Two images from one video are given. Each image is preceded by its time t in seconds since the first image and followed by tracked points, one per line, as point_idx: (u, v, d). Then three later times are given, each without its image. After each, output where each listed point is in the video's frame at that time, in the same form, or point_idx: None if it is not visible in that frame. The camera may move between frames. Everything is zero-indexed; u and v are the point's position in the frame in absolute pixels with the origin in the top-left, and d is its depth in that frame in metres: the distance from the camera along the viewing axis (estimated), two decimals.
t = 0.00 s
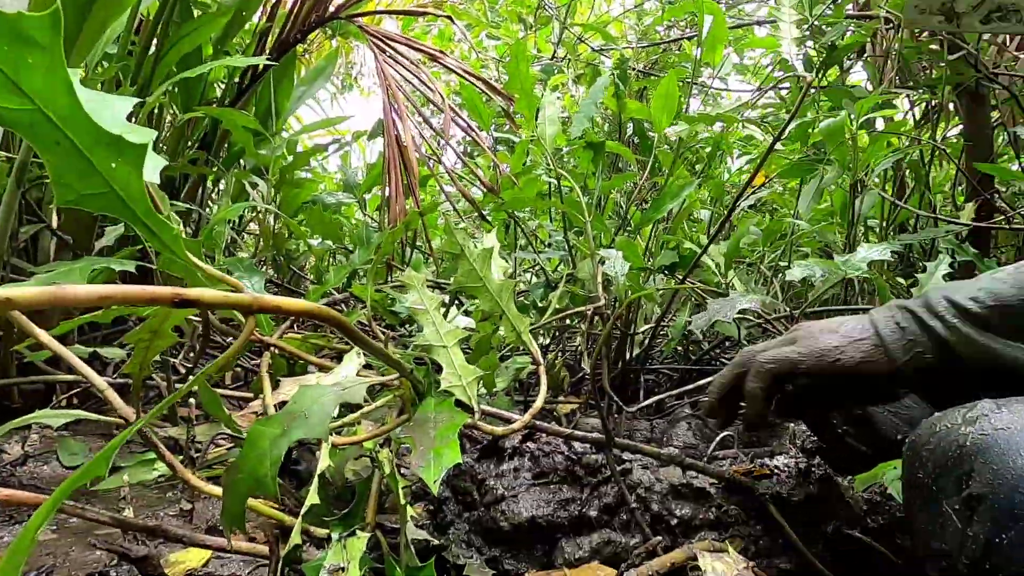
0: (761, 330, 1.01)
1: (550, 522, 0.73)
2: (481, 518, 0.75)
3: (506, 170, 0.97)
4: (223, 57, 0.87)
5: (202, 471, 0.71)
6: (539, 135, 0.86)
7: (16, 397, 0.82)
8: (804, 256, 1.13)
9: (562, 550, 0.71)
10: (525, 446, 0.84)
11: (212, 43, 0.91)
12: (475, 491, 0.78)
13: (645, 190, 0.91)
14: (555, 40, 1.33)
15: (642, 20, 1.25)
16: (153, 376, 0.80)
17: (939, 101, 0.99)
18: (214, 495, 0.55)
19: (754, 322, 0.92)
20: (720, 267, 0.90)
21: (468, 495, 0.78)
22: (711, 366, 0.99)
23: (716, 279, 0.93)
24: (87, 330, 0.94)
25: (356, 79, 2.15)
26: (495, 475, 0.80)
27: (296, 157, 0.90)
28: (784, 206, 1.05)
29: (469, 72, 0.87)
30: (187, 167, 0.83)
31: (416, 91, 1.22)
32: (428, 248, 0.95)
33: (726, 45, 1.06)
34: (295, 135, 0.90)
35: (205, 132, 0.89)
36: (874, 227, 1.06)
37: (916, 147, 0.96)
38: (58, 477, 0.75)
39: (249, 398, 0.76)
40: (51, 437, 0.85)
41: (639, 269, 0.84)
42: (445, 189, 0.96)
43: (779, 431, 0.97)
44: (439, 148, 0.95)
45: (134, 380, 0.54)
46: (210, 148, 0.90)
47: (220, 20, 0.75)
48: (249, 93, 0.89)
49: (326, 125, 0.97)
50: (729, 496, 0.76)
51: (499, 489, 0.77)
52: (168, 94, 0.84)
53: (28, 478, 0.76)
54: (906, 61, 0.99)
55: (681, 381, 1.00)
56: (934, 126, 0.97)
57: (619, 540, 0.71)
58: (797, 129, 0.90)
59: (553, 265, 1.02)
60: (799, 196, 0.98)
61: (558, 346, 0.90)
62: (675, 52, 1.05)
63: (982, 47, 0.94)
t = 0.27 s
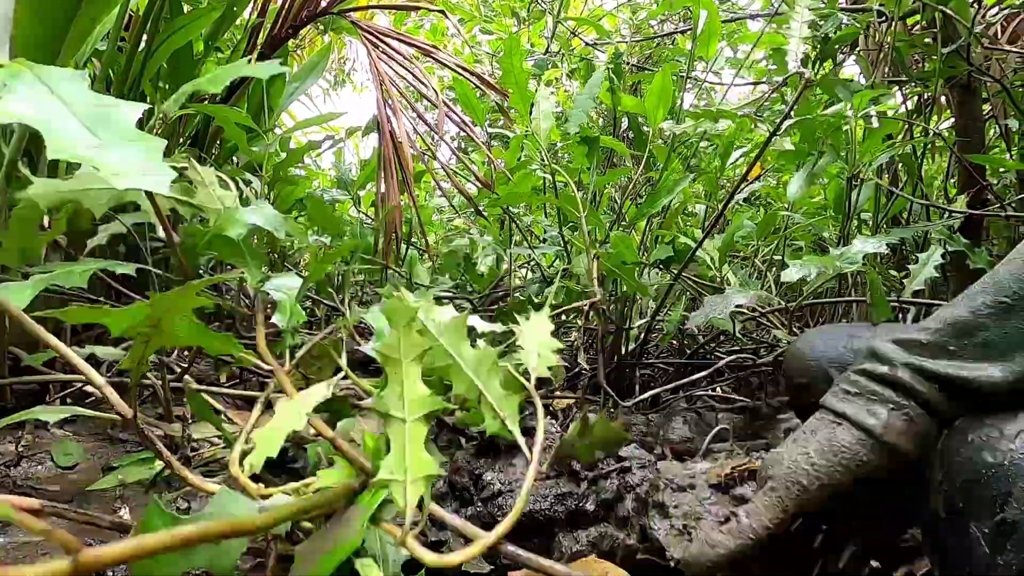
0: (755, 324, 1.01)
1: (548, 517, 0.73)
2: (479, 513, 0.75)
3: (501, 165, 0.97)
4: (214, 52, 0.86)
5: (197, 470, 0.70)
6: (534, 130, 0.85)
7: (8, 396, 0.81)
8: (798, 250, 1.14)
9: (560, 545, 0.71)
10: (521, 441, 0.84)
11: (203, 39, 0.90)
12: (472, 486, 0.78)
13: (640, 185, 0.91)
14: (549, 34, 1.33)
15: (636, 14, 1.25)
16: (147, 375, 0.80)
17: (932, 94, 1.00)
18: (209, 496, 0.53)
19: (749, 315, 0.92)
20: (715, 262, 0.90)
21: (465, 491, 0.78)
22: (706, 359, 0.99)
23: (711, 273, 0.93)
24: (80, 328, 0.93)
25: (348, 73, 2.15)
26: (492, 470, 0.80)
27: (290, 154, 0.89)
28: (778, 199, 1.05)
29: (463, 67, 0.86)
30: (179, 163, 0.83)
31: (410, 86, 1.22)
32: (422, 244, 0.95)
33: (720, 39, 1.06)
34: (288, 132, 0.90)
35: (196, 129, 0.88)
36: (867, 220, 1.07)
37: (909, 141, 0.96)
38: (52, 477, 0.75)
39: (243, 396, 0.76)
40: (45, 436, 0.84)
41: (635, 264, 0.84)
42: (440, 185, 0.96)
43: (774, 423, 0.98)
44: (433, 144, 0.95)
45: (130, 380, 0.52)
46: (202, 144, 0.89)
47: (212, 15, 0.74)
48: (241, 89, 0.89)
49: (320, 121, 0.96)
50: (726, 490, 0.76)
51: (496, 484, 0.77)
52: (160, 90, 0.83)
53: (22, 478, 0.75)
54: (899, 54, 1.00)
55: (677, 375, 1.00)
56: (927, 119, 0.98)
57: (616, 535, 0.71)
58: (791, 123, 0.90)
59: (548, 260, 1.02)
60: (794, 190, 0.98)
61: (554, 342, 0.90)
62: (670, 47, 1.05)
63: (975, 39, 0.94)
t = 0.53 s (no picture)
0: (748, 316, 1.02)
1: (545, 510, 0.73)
2: (475, 508, 0.75)
3: (494, 159, 0.96)
4: (202, 47, 0.85)
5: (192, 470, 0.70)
6: (526, 124, 0.85)
7: None
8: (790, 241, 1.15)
9: (555, 537, 0.71)
10: (516, 435, 0.85)
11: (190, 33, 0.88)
12: (468, 481, 0.79)
13: (633, 178, 0.91)
14: (540, 26, 1.33)
15: (628, 6, 1.25)
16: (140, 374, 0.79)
17: (921, 85, 1.00)
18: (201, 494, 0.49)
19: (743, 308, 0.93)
20: (708, 254, 0.90)
21: (461, 485, 0.79)
22: (699, 352, 1.00)
23: (704, 265, 0.93)
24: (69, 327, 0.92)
25: (339, 67, 2.14)
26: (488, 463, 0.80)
27: (280, 148, 0.89)
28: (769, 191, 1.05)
29: (455, 61, 0.86)
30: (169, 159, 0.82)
31: (401, 79, 1.21)
32: (416, 239, 0.94)
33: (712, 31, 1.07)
34: (278, 127, 0.89)
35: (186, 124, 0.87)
36: (858, 211, 1.07)
37: (899, 132, 0.97)
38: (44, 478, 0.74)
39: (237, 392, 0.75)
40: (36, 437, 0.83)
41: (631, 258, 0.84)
42: (433, 180, 0.95)
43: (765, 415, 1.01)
44: (425, 138, 0.95)
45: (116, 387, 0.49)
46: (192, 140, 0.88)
47: (200, 9, 0.73)
48: (231, 84, 0.88)
49: (310, 116, 0.95)
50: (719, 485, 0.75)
51: (491, 478, 0.78)
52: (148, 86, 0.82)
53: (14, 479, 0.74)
54: (889, 45, 1.00)
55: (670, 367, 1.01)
56: (918, 109, 0.98)
57: (612, 527, 0.71)
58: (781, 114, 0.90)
59: (542, 254, 1.02)
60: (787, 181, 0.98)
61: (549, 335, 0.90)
62: (662, 39, 1.06)
63: (964, 30, 0.95)
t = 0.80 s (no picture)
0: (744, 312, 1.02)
1: (542, 504, 0.72)
2: (473, 504, 0.74)
3: (489, 156, 0.96)
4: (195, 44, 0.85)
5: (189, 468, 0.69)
6: (522, 120, 0.85)
7: None
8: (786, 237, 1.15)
9: (553, 533, 0.71)
10: (514, 432, 0.84)
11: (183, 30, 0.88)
12: (467, 478, 0.79)
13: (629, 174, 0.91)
14: (536, 22, 1.33)
15: (623, 2, 1.25)
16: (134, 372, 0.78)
17: (915, 80, 1.00)
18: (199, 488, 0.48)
19: (739, 303, 0.93)
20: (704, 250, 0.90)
21: (460, 482, 0.79)
22: (696, 347, 1.01)
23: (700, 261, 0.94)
24: (64, 327, 0.91)
25: (334, 64, 2.14)
26: (486, 460, 0.80)
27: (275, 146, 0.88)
28: (765, 187, 1.06)
29: (450, 57, 0.86)
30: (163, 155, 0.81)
31: (397, 76, 1.21)
32: (412, 236, 0.94)
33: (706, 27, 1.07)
34: (273, 123, 0.88)
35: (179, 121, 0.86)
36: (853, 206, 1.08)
37: (893, 127, 0.97)
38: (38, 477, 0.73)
39: (233, 390, 0.75)
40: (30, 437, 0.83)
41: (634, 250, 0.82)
42: (429, 176, 0.95)
43: (763, 409, 1.02)
44: (421, 134, 0.94)
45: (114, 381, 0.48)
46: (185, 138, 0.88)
47: (192, 6, 0.72)
48: (225, 81, 0.88)
49: (305, 113, 0.95)
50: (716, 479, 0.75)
51: (490, 475, 0.78)
52: (140, 84, 0.82)
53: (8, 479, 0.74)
54: (883, 41, 1.01)
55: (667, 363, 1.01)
56: (911, 104, 0.99)
57: (608, 522, 0.71)
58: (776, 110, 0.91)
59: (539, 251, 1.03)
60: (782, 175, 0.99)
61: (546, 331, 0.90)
62: (657, 35, 1.06)
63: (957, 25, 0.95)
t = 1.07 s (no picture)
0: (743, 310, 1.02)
1: (541, 503, 0.73)
2: (473, 503, 0.75)
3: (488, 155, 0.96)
4: (193, 43, 0.85)
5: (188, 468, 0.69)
6: (520, 119, 0.85)
7: None
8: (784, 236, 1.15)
9: (552, 532, 0.71)
10: (513, 431, 0.85)
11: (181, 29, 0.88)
12: (466, 477, 0.79)
13: (627, 172, 0.91)
14: (535, 21, 1.33)
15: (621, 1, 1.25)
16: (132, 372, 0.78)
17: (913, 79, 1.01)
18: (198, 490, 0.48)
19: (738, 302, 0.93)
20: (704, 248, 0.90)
21: (459, 481, 0.79)
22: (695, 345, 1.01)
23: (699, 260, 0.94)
24: (62, 327, 0.91)
25: (333, 63, 2.14)
26: (485, 459, 0.80)
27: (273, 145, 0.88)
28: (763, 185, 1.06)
29: (448, 55, 0.86)
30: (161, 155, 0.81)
31: (395, 75, 1.21)
32: (411, 235, 0.94)
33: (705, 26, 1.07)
34: (272, 123, 0.88)
35: (177, 121, 0.86)
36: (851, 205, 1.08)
37: (892, 126, 0.97)
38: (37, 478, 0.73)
39: (231, 389, 0.75)
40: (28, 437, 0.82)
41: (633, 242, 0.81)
42: (427, 175, 0.95)
43: (762, 408, 1.02)
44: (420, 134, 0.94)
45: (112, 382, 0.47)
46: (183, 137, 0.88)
47: (190, 5, 0.72)
48: (223, 80, 0.87)
49: (304, 112, 0.95)
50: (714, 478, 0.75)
51: (489, 473, 0.78)
52: (138, 83, 0.82)
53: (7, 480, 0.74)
54: (881, 39, 1.01)
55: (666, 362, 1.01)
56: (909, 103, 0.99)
57: (606, 520, 0.71)
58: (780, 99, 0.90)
59: (538, 250, 1.03)
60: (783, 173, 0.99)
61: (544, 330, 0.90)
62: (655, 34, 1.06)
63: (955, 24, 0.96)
